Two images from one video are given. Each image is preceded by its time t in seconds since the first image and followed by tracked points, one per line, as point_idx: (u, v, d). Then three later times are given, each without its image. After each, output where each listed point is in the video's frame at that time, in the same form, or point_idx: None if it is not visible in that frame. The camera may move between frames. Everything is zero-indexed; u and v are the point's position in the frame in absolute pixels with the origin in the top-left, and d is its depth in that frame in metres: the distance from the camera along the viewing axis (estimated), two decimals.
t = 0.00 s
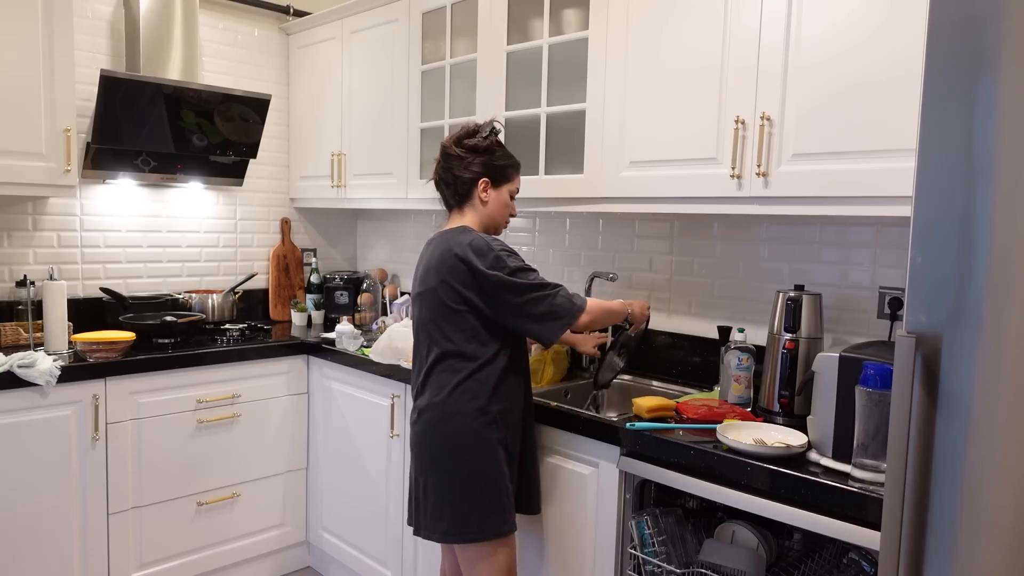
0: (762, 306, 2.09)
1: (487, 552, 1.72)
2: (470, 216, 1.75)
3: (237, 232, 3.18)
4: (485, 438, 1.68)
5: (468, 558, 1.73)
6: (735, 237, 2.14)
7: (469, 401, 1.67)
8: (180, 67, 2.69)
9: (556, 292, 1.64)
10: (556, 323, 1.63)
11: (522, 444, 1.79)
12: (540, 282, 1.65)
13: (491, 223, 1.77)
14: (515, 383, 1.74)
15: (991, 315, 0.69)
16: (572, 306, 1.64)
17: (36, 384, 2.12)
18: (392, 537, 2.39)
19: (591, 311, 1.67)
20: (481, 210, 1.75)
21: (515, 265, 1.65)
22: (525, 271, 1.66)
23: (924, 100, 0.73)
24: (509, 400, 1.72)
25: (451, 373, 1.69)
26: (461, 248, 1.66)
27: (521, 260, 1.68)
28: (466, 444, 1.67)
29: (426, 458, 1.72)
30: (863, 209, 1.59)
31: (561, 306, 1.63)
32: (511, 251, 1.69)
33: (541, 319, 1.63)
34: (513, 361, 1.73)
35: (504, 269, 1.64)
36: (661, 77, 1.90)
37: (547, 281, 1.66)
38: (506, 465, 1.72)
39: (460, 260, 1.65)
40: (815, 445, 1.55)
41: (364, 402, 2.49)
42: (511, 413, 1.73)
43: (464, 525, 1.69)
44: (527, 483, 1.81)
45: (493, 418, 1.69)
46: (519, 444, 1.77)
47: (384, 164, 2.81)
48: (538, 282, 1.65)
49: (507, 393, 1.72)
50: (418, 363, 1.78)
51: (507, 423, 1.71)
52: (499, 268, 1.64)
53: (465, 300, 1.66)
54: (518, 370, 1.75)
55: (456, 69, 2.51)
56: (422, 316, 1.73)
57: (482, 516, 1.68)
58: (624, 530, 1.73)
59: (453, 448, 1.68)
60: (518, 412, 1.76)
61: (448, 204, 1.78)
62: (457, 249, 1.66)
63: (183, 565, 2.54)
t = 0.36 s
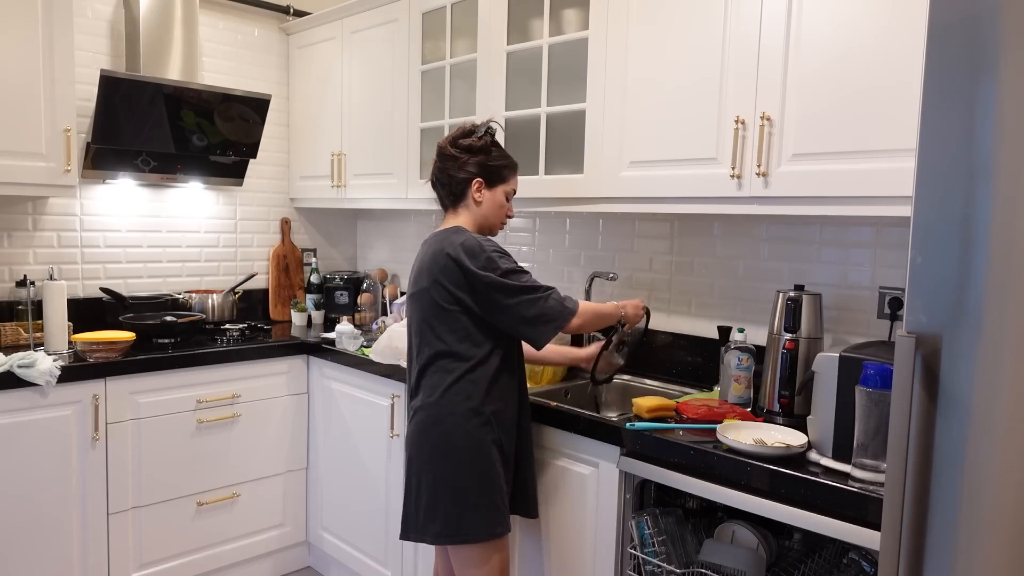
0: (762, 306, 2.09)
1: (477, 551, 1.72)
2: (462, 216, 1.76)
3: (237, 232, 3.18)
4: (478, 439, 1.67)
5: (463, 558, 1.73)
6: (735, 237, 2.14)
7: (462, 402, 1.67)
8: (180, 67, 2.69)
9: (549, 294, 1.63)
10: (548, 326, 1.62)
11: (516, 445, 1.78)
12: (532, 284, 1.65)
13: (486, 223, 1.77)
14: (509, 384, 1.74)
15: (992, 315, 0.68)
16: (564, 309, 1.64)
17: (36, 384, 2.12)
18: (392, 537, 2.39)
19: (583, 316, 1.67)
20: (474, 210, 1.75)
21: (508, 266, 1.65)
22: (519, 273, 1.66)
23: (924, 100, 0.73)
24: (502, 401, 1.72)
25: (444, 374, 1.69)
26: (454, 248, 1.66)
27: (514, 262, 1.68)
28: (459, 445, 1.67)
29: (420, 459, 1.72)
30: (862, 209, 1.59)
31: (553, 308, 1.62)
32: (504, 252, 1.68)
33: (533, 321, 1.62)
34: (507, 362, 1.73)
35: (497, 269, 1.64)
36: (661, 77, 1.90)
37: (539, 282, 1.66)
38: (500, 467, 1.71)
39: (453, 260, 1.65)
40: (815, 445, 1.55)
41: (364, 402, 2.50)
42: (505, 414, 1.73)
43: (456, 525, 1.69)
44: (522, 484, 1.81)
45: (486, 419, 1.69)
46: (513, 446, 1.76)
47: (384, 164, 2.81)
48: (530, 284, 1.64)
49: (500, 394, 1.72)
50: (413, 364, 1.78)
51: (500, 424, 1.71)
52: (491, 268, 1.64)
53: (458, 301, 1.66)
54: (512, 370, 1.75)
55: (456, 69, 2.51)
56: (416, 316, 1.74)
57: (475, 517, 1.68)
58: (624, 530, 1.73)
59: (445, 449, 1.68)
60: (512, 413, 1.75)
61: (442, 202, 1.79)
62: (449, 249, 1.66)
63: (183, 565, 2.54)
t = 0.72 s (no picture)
0: (762, 306, 2.09)
1: (462, 554, 1.72)
2: (457, 217, 1.77)
3: (237, 232, 3.18)
4: (463, 441, 1.66)
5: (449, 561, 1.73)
6: (735, 237, 2.14)
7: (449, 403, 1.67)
8: (180, 67, 2.69)
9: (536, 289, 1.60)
10: (533, 322, 1.59)
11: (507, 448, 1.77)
12: (520, 279, 1.62)
13: (478, 225, 1.76)
14: (499, 386, 1.72)
15: (991, 314, 0.68)
16: (550, 303, 1.61)
17: (36, 384, 2.12)
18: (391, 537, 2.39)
19: (573, 310, 1.64)
20: (467, 211, 1.75)
21: (496, 262, 1.63)
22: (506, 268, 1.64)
23: (923, 100, 0.73)
24: (491, 403, 1.70)
25: (433, 374, 1.69)
26: (442, 247, 1.66)
27: (503, 257, 1.66)
28: (445, 447, 1.66)
29: (408, 460, 1.72)
30: (862, 209, 1.59)
31: (539, 305, 1.59)
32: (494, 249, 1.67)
33: (519, 317, 1.60)
34: (497, 363, 1.71)
35: (483, 266, 1.62)
36: (662, 77, 1.90)
37: (528, 279, 1.63)
38: (489, 470, 1.70)
39: (441, 259, 1.66)
40: (816, 445, 1.55)
41: (363, 402, 2.49)
42: (493, 417, 1.71)
43: (442, 528, 1.69)
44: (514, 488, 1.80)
45: (473, 420, 1.68)
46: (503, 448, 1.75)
47: (384, 164, 2.80)
48: (516, 280, 1.62)
49: (489, 396, 1.70)
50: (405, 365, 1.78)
51: (488, 426, 1.70)
52: (478, 265, 1.63)
53: (445, 300, 1.66)
54: (502, 373, 1.73)
55: (456, 69, 2.51)
56: (409, 316, 1.75)
57: (461, 520, 1.68)
58: (624, 530, 1.73)
59: (432, 451, 1.67)
60: (503, 415, 1.74)
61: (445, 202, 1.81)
62: (438, 248, 1.67)
63: (183, 565, 2.54)
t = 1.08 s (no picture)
0: (762, 306, 2.09)
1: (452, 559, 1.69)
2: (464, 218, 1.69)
3: (237, 232, 3.18)
4: (446, 450, 1.63)
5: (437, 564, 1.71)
6: (735, 237, 2.14)
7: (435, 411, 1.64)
8: (180, 68, 2.69)
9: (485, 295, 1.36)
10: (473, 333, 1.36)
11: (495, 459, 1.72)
12: (477, 282, 1.40)
13: (483, 227, 1.67)
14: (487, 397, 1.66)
15: (991, 315, 0.68)
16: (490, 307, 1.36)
17: (36, 384, 2.13)
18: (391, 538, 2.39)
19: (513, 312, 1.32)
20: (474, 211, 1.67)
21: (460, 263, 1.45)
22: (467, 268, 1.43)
23: (923, 99, 0.73)
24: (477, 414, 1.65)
25: (420, 381, 1.66)
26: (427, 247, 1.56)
27: (474, 257, 1.46)
28: (428, 456, 1.64)
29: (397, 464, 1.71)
30: (862, 209, 1.59)
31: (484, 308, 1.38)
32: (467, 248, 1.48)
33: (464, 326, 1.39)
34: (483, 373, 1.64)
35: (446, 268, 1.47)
36: (662, 78, 1.90)
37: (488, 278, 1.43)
38: (474, 481, 1.67)
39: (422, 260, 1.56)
40: (815, 445, 1.55)
41: (363, 402, 2.50)
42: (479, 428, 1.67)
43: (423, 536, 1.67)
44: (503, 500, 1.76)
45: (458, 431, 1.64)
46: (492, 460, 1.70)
47: (384, 164, 2.80)
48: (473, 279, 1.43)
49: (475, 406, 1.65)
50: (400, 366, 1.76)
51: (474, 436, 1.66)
52: (443, 266, 1.47)
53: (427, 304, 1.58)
54: (490, 383, 1.67)
55: (456, 69, 2.51)
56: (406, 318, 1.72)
57: (439, 530, 1.66)
58: (624, 530, 1.73)
59: (418, 459, 1.66)
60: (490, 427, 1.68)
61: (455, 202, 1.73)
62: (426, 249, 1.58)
63: (183, 565, 2.54)
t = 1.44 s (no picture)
0: (762, 306, 2.09)
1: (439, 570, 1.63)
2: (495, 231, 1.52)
3: (237, 232, 3.18)
4: (419, 470, 1.53)
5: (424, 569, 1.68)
6: (735, 236, 2.14)
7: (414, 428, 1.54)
8: (180, 68, 2.69)
9: (468, 353, 1.29)
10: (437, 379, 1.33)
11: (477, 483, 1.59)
12: (462, 329, 1.31)
13: (515, 247, 1.51)
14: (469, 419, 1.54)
15: (993, 315, 0.65)
16: (460, 367, 1.29)
17: (36, 384, 2.13)
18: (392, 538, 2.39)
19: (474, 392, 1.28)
20: (508, 228, 1.50)
21: (461, 300, 1.34)
22: (466, 312, 1.32)
23: (922, 90, 0.69)
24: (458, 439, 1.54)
25: (401, 393, 1.56)
26: (439, 257, 1.45)
27: (480, 297, 1.34)
28: (400, 473, 1.54)
29: (373, 474, 1.62)
30: (862, 209, 1.59)
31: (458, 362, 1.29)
32: (478, 282, 1.36)
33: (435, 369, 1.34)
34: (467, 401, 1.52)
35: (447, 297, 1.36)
36: (662, 78, 1.90)
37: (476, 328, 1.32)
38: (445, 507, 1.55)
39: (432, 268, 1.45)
40: (815, 445, 1.55)
41: (364, 403, 2.50)
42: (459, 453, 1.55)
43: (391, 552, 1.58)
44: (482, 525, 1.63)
45: (435, 452, 1.53)
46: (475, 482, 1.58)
47: (384, 164, 2.80)
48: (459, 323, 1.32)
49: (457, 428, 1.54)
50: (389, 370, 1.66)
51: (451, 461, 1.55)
52: (441, 288, 1.38)
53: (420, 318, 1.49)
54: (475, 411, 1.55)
55: (456, 69, 2.51)
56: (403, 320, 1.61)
57: (409, 549, 1.56)
58: (624, 530, 1.73)
59: (392, 473, 1.56)
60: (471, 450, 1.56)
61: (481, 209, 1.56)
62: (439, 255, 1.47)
63: (183, 565, 2.54)
